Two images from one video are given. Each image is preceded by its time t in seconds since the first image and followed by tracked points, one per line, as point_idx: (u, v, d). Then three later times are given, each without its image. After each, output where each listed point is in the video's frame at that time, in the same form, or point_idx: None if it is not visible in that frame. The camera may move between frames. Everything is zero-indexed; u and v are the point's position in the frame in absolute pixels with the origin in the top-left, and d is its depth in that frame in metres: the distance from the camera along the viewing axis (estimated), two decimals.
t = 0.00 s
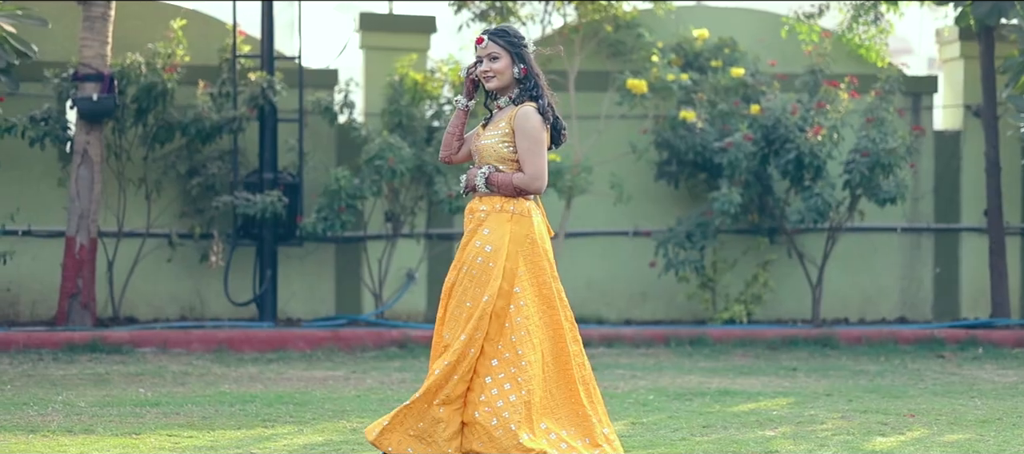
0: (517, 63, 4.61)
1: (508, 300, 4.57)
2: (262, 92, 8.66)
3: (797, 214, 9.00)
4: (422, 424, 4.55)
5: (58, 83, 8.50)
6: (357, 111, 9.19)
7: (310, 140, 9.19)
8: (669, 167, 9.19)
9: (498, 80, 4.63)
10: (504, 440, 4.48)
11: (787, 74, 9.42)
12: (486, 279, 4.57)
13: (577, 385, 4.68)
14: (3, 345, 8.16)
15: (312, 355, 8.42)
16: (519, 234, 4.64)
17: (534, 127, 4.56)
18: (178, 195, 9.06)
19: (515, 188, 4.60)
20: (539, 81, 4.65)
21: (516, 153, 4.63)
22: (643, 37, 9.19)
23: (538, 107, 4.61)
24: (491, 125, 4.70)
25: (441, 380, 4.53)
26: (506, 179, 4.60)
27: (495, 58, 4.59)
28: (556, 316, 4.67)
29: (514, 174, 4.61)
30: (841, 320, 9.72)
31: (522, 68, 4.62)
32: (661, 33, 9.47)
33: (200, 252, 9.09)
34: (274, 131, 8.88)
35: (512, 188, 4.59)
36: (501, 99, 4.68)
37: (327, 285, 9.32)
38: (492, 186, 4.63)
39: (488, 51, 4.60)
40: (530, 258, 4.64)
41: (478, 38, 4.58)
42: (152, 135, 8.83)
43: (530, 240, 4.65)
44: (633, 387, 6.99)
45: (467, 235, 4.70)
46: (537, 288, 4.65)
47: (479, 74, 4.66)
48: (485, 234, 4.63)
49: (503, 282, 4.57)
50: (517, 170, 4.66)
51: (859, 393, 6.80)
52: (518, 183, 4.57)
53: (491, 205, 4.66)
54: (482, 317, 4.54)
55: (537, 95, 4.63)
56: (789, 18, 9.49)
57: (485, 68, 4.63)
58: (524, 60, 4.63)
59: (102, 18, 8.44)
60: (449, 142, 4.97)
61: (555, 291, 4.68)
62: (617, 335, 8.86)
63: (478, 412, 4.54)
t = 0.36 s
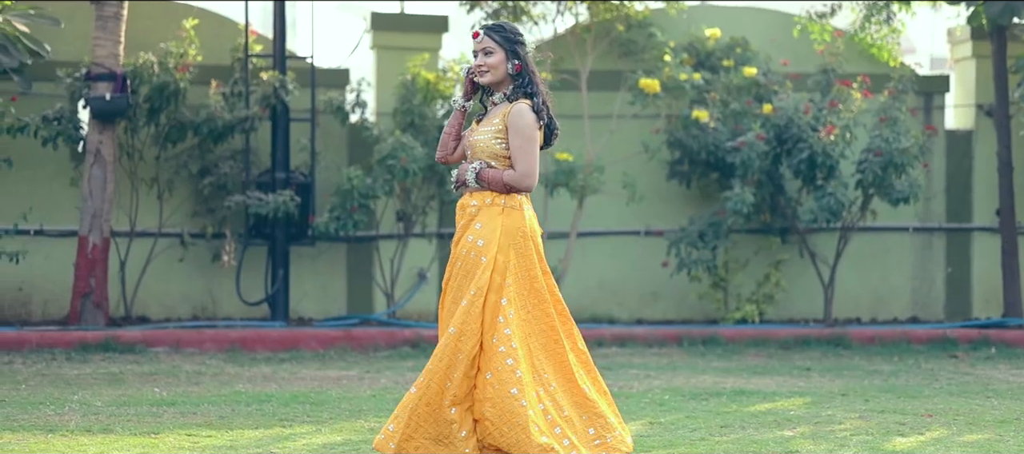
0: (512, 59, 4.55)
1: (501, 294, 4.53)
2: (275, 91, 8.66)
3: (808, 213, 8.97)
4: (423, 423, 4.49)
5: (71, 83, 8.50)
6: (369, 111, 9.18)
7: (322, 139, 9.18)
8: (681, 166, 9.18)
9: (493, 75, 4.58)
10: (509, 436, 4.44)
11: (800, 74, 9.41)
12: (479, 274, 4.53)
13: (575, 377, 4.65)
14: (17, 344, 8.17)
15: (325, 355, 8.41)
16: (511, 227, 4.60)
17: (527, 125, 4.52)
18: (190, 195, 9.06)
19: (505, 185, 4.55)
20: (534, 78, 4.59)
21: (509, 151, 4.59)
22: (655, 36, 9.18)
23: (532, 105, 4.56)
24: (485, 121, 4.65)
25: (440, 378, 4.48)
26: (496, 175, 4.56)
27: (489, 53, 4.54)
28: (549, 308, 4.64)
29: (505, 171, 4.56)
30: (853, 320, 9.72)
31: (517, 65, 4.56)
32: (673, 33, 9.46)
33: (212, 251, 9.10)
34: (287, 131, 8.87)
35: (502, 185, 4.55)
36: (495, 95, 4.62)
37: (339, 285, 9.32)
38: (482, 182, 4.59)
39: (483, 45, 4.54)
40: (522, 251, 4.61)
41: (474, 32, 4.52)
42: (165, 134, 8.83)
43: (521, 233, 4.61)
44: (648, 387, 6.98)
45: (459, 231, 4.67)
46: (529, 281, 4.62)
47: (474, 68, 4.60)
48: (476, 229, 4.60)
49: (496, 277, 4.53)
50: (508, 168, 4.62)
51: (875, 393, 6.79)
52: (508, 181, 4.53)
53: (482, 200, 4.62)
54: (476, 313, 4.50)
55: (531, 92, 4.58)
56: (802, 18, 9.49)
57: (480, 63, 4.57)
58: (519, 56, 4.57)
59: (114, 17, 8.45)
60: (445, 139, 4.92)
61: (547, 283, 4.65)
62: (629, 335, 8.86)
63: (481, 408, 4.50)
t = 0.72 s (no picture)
0: (506, 53, 4.54)
1: (499, 289, 4.48)
2: (287, 91, 8.65)
3: (822, 214, 9.00)
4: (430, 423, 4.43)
5: (83, 83, 8.49)
6: (381, 110, 9.18)
7: (334, 139, 9.17)
8: (693, 166, 9.17)
9: (487, 69, 4.56)
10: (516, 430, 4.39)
11: (812, 73, 9.41)
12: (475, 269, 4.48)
13: (573, 371, 4.61)
14: (30, 344, 8.17)
15: (338, 355, 8.40)
16: (507, 222, 4.56)
17: (519, 118, 4.50)
18: (201, 195, 9.05)
19: (497, 178, 4.51)
20: (528, 73, 4.57)
21: (502, 144, 4.56)
22: (667, 36, 9.18)
23: (525, 99, 4.53)
24: (480, 116, 4.62)
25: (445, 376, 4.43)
26: (488, 169, 4.52)
27: (484, 46, 4.53)
28: (544, 303, 4.61)
29: (497, 164, 4.53)
30: (865, 320, 9.70)
31: (511, 59, 4.54)
32: (685, 32, 9.44)
33: (224, 250, 9.09)
34: (298, 131, 8.86)
35: (495, 178, 4.51)
36: (489, 90, 4.60)
37: (351, 285, 9.31)
38: (475, 175, 4.54)
39: (479, 38, 4.54)
40: (518, 246, 4.57)
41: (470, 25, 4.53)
42: (177, 134, 8.82)
43: (516, 227, 4.57)
44: (663, 387, 6.96)
45: (455, 228, 4.62)
46: (525, 276, 4.58)
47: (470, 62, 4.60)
48: (470, 226, 4.55)
49: (493, 271, 4.49)
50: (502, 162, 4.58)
51: (892, 394, 6.78)
52: (501, 174, 4.49)
53: (479, 196, 4.58)
54: (475, 308, 4.45)
55: (525, 86, 4.55)
56: (814, 17, 9.46)
57: (475, 56, 4.57)
58: (514, 51, 4.56)
59: (127, 17, 8.44)
60: (443, 137, 4.88)
61: (542, 277, 4.62)
62: (641, 335, 8.85)
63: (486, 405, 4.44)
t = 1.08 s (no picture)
0: (500, 48, 4.46)
1: (503, 288, 4.45)
2: (300, 90, 8.64)
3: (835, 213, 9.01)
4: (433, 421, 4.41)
5: (96, 82, 8.49)
6: (393, 109, 9.19)
7: (346, 138, 9.16)
8: (705, 165, 9.15)
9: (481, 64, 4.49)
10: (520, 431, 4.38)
11: (825, 73, 9.41)
12: (479, 266, 4.45)
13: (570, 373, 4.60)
14: (43, 344, 8.17)
15: (351, 355, 8.40)
16: (507, 219, 4.52)
17: (509, 114, 4.41)
18: (214, 194, 9.05)
19: (490, 174, 4.46)
20: (522, 69, 4.47)
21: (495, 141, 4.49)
22: (680, 35, 9.14)
23: (516, 95, 4.44)
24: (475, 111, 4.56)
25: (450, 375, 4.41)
26: (481, 166, 4.47)
27: (478, 41, 4.46)
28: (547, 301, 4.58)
29: (492, 161, 4.47)
30: (877, 320, 9.68)
31: (504, 54, 4.46)
32: (698, 32, 9.44)
33: (236, 250, 9.08)
34: (311, 130, 8.85)
35: (489, 176, 4.46)
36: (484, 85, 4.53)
37: (363, 284, 9.30)
38: (470, 173, 4.50)
39: (473, 33, 4.48)
40: (520, 244, 4.53)
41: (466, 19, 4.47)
42: (189, 134, 8.82)
43: (519, 225, 4.53)
44: (678, 387, 6.95)
45: (456, 226, 4.57)
46: (529, 274, 4.55)
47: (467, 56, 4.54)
48: (473, 222, 4.51)
49: (497, 269, 4.45)
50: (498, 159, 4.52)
51: (908, 393, 6.77)
52: (493, 171, 4.44)
53: (478, 193, 4.53)
54: (478, 305, 4.42)
55: (518, 82, 4.46)
56: (826, 17, 9.41)
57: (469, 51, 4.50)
58: (508, 46, 4.47)
59: (140, 16, 8.44)
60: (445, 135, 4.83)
61: (545, 275, 4.59)
62: (654, 335, 8.84)
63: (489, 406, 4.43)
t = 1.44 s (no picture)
0: (489, 44, 4.45)
1: (509, 286, 4.45)
2: (312, 90, 8.63)
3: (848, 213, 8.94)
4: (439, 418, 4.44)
5: (109, 82, 8.49)
6: (404, 110, 9.15)
7: (358, 138, 9.15)
8: (717, 165, 9.14)
9: (475, 60, 4.50)
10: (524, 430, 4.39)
11: (838, 72, 9.39)
12: (484, 266, 4.44)
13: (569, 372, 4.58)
14: (56, 344, 8.18)
15: (364, 355, 8.39)
16: (505, 217, 4.50)
17: (495, 112, 4.37)
18: (226, 194, 9.05)
19: (481, 172, 4.45)
20: (512, 66, 4.43)
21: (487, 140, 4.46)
22: (691, 35, 9.10)
23: (504, 92, 4.39)
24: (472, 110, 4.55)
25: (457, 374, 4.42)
26: (474, 164, 4.47)
27: (471, 38, 4.47)
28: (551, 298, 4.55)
29: (484, 160, 4.45)
30: (889, 320, 9.65)
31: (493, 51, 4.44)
32: (710, 32, 9.42)
33: (248, 250, 9.08)
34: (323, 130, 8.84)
35: (481, 175, 4.45)
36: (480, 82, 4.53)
37: (374, 285, 9.28)
38: (465, 172, 4.50)
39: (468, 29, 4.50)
40: (522, 242, 4.51)
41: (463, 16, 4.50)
42: (202, 134, 8.81)
43: (518, 222, 4.52)
44: (694, 387, 6.93)
45: (457, 225, 4.56)
46: (531, 270, 4.52)
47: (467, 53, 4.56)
48: (473, 222, 4.52)
49: (502, 268, 4.45)
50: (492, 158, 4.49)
51: (925, 394, 6.76)
52: (484, 170, 4.42)
53: (474, 194, 4.53)
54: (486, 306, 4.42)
55: (506, 79, 4.42)
56: (839, 17, 9.45)
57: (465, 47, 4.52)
58: (499, 44, 4.45)
59: (153, 16, 8.45)
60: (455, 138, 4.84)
61: (549, 272, 4.56)
62: (667, 335, 8.82)
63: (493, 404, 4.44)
